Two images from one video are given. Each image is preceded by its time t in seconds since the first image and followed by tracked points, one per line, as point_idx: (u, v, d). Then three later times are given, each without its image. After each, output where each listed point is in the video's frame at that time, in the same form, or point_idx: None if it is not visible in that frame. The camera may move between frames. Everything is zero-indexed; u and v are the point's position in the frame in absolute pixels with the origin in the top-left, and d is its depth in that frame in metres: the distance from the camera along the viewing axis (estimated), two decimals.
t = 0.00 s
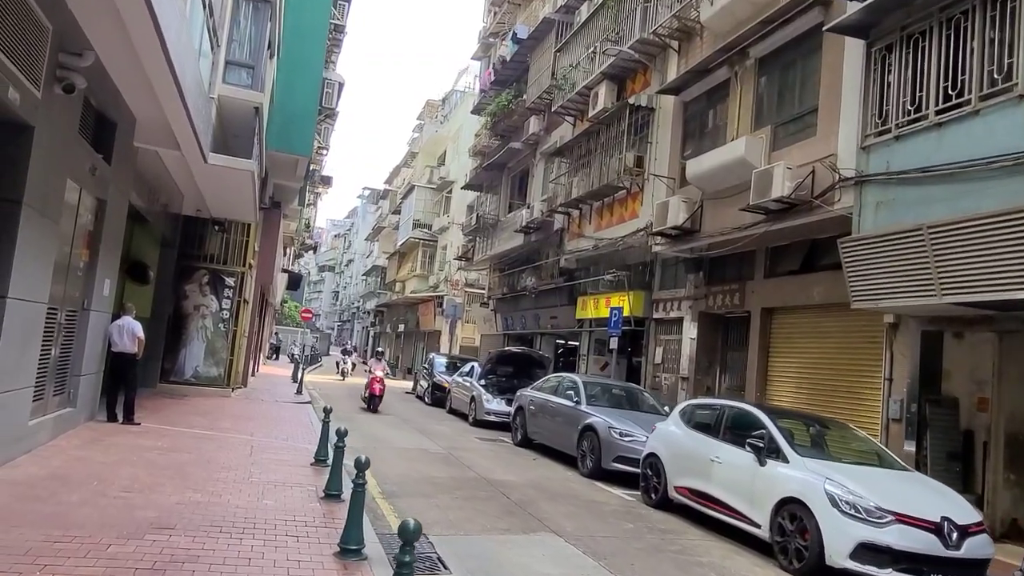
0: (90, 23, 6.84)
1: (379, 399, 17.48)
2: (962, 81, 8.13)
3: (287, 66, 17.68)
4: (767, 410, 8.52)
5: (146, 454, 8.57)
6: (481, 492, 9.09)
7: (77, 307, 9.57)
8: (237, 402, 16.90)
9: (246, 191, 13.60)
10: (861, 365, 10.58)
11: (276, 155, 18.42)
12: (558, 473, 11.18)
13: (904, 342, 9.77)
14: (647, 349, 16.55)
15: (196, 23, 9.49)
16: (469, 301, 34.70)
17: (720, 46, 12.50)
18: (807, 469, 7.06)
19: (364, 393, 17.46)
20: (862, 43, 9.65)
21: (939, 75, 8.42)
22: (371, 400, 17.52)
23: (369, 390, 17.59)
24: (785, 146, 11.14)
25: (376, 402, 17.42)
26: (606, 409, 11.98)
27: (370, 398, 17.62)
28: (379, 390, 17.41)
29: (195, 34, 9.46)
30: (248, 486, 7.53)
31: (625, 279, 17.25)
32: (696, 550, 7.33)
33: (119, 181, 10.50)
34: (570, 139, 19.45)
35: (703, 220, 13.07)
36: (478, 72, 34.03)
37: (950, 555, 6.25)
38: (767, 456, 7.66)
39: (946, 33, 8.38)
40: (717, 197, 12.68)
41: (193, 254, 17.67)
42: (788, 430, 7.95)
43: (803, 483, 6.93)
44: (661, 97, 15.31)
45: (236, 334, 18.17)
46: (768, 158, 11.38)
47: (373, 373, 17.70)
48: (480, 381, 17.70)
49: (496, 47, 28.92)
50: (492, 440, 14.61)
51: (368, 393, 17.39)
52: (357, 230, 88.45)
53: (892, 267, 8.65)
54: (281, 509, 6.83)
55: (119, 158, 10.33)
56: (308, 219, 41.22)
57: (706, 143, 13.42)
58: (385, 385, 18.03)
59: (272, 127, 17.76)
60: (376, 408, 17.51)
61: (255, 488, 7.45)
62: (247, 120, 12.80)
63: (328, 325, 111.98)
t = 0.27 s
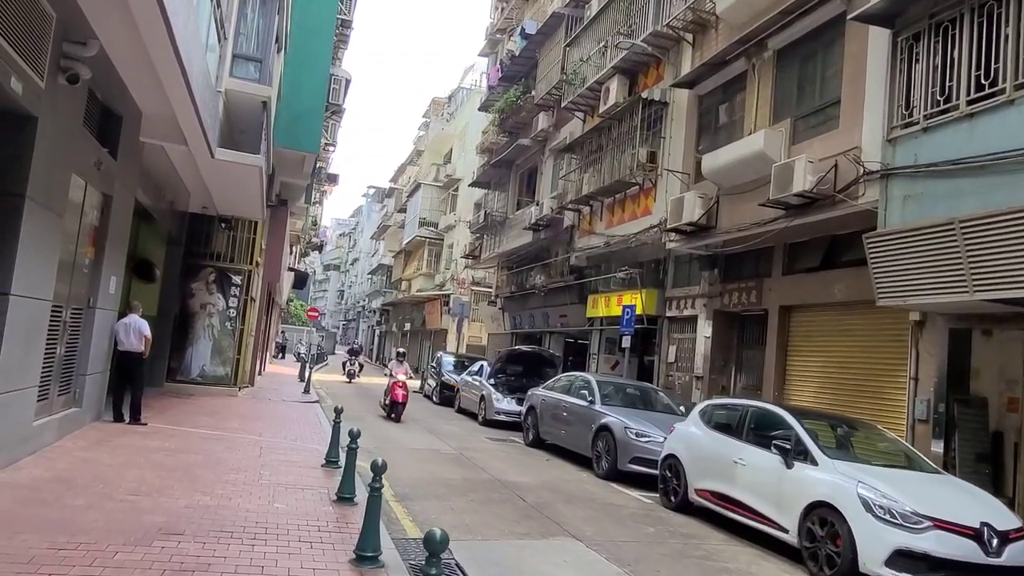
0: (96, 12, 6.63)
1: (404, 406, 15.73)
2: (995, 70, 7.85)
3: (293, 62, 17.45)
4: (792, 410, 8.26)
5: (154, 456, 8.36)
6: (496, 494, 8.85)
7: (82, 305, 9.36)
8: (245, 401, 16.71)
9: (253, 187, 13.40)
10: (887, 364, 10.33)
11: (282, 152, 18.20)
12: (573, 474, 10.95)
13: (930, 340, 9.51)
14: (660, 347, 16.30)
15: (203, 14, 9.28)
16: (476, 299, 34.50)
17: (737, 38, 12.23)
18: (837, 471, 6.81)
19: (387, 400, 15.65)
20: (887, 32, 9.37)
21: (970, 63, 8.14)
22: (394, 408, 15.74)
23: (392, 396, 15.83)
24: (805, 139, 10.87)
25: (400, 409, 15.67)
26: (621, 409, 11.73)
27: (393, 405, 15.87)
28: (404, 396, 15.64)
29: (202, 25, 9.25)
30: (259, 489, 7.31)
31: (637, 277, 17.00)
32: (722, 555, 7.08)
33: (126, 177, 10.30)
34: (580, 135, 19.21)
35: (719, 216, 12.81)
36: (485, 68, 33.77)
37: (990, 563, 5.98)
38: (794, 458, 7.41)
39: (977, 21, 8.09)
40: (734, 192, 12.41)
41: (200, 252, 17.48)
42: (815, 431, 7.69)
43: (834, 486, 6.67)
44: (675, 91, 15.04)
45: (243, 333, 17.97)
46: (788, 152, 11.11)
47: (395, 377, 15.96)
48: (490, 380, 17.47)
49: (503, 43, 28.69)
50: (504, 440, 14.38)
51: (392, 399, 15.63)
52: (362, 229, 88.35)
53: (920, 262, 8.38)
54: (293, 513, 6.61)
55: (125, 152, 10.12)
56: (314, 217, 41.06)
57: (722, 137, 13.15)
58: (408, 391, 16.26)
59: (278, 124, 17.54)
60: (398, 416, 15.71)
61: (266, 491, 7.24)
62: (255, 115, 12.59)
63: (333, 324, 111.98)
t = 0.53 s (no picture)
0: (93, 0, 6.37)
1: (428, 416, 13.48)
2: None
3: (296, 57, 17.17)
4: (812, 411, 8.02)
5: (154, 458, 8.11)
6: (507, 498, 8.61)
7: (81, 303, 9.12)
8: (247, 400, 16.48)
9: (256, 183, 13.16)
10: (904, 365, 10.07)
11: (284, 147, 17.94)
12: (583, 476, 10.71)
13: (951, 339, 9.24)
14: (668, 346, 16.05)
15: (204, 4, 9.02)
16: (479, 297, 34.26)
17: (749, 30, 11.97)
18: (863, 477, 6.58)
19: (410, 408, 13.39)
20: (908, 22, 9.11)
21: (996, 54, 7.87)
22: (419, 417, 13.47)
23: (416, 404, 13.57)
24: (821, 133, 10.61)
25: (424, 419, 13.44)
26: (631, 409, 11.48)
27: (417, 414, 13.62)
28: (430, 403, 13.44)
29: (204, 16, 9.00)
30: (263, 493, 7.07)
31: (644, 274, 16.75)
32: (742, 562, 6.85)
33: (125, 171, 10.05)
34: (586, 131, 18.96)
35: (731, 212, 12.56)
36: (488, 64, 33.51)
37: None
38: (816, 463, 7.17)
39: (1004, 9, 7.83)
40: (746, 188, 12.16)
41: (201, 249, 17.25)
42: (836, 434, 7.45)
43: (860, 492, 6.44)
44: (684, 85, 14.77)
45: (245, 331, 17.74)
46: (803, 146, 10.85)
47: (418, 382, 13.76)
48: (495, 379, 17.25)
49: (507, 38, 28.42)
50: (510, 440, 14.15)
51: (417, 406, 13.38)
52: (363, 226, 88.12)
53: (944, 259, 8.13)
54: (299, 519, 6.37)
55: (124, 146, 9.87)
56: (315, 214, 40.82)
57: (734, 131, 12.89)
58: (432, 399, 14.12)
59: (281, 119, 17.29)
60: (421, 429, 13.40)
61: (270, 495, 7.00)
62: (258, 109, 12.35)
63: (334, 321, 111.82)
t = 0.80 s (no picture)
0: None
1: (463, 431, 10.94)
2: None
3: (295, 49, 16.88)
4: (831, 410, 7.76)
5: (151, 459, 7.85)
6: (515, 500, 8.35)
7: (75, 299, 8.84)
8: (246, 399, 16.23)
9: (255, 177, 12.89)
10: (920, 361, 9.82)
11: (284, 142, 17.67)
12: (591, 477, 10.44)
13: (971, 335, 8.98)
14: (675, 344, 15.79)
15: None
16: (480, 295, 33.99)
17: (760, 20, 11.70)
18: (888, 478, 6.32)
19: (441, 422, 10.87)
20: (927, 9, 8.84)
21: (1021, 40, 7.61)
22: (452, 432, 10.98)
23: (449, 418, 11.05)
24: (836, 125, 10.34)
25: (458, 437, 10.92)
26: (640, 408, 11.22)
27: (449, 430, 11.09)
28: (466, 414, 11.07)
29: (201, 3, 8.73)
30: (263, 496, 6.81)
31: (650, 271, 16.48)
32: (761, 566, 6.59)
33: (120, 165, 9.77)
34: (590, 125, 18.70)
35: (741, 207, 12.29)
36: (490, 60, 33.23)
37: None
38: (837, 463, 6.91)
39: None
40: (757, 181, 11.89)
41: (200, 246, 16.98)
42: (857, 433, 7.19)
43: (886, 493, 6.19)
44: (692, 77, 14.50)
45: (244, 329, 17.47)
46: (817, 138, 10.58)
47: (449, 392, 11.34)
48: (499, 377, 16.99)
49: (508, 33, 28.15)
50: (515, 439, 13.90)
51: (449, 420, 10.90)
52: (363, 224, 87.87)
53: (967, 253, 7.86)
54: (301, 523, 6.11)
55: (120, 139, 9.59)
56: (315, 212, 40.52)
57: (744, 124, 12.62)
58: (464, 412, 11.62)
59: (281, 113, 17.02)
60: (456, 448, 10.92)
61: (271, 498, 6.75)
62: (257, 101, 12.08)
63: (334, 320, 111.56)
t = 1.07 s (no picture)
0: None
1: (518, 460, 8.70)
2: None
3: (296, 44, 16.60)
4: (851, 412, 7.49)
5: (147, 464, 7.60)
6: (523, 505, 8.10)
7: (70, 299, 8.59)
8: (247, 399, 15.98)
9: (255, 174, 12.63)
10: (939, 362, 9.57)
11: (286, 139, 17.49)
12: (600, 481, 10.19)
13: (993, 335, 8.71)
14: (682, 343, 15.53)
15: None
16: (483, 293, 33.75)
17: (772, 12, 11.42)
18: (915, 486, 6.06)
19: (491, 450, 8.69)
20: None
21: None
22: (505, 460, 8.73)
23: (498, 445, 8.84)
24: (851, 119, 10.07)
25: (512, 468, 8.69)
26: (650, 410, 10.97)
27: (499, 459, 8.85)
28: (520, 439, 8.90)
29: None
30: (263, 503, 6.55)
31: (657, 269, 16.22)
32: None
33: (117, 160, 9.51)
34: (595, 121, 18.42)
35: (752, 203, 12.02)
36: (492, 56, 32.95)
37: None
38: (860, 469, 6.65)
39: None
40: (769, 177, 11.61)
41: (199, 244, 16.72)
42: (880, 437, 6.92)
43: (913, 501, 5.93)
44: (700, 72, 14.22)
45: (245, 328, 17.22)
46: (831, 133, 10.31)
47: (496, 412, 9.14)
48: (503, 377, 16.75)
49: (511, 29, 27.88)
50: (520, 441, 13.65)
51: (500, 447, 8.70)
52: (364, 223, 87.63)
53: (992, 250, 7.59)
54: (302, 532, 5.85)
55: (116, 134, 9.33)
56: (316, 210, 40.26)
57: (754, 120, 12.35)
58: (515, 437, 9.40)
59: (281, 109, 16.80)
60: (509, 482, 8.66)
61: (272, 505, 6.50)
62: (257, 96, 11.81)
63: (335, 318, 111.34)
